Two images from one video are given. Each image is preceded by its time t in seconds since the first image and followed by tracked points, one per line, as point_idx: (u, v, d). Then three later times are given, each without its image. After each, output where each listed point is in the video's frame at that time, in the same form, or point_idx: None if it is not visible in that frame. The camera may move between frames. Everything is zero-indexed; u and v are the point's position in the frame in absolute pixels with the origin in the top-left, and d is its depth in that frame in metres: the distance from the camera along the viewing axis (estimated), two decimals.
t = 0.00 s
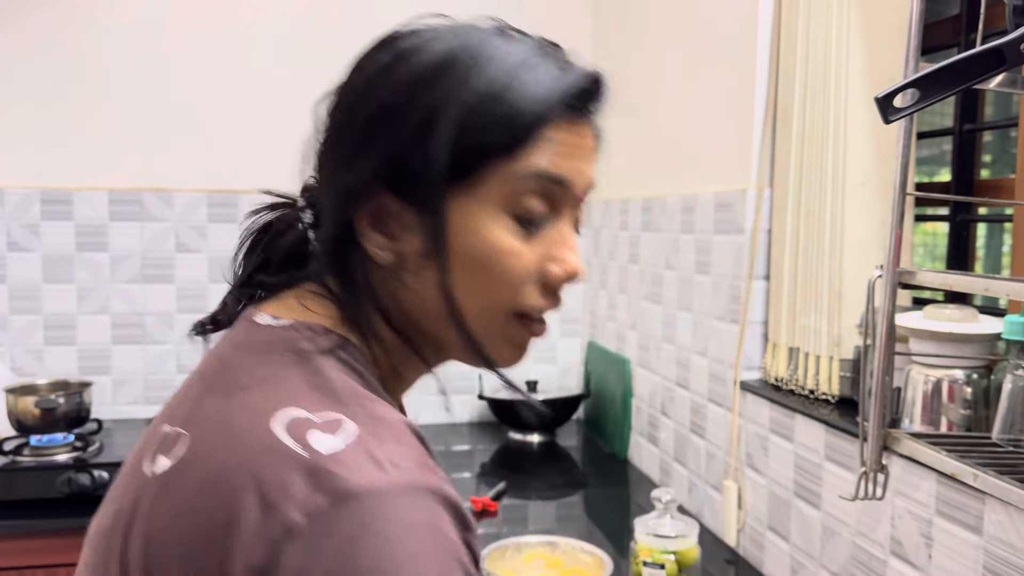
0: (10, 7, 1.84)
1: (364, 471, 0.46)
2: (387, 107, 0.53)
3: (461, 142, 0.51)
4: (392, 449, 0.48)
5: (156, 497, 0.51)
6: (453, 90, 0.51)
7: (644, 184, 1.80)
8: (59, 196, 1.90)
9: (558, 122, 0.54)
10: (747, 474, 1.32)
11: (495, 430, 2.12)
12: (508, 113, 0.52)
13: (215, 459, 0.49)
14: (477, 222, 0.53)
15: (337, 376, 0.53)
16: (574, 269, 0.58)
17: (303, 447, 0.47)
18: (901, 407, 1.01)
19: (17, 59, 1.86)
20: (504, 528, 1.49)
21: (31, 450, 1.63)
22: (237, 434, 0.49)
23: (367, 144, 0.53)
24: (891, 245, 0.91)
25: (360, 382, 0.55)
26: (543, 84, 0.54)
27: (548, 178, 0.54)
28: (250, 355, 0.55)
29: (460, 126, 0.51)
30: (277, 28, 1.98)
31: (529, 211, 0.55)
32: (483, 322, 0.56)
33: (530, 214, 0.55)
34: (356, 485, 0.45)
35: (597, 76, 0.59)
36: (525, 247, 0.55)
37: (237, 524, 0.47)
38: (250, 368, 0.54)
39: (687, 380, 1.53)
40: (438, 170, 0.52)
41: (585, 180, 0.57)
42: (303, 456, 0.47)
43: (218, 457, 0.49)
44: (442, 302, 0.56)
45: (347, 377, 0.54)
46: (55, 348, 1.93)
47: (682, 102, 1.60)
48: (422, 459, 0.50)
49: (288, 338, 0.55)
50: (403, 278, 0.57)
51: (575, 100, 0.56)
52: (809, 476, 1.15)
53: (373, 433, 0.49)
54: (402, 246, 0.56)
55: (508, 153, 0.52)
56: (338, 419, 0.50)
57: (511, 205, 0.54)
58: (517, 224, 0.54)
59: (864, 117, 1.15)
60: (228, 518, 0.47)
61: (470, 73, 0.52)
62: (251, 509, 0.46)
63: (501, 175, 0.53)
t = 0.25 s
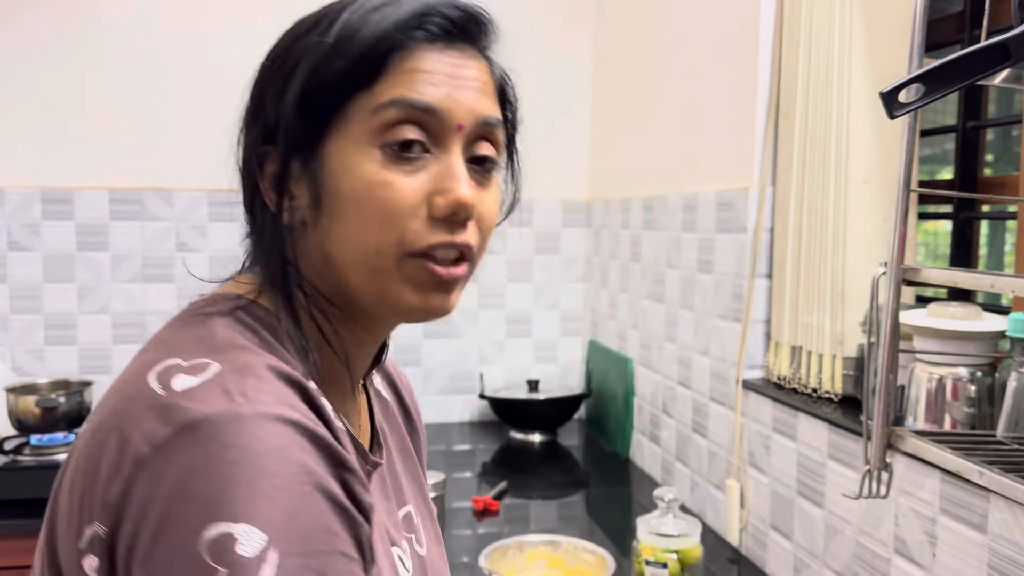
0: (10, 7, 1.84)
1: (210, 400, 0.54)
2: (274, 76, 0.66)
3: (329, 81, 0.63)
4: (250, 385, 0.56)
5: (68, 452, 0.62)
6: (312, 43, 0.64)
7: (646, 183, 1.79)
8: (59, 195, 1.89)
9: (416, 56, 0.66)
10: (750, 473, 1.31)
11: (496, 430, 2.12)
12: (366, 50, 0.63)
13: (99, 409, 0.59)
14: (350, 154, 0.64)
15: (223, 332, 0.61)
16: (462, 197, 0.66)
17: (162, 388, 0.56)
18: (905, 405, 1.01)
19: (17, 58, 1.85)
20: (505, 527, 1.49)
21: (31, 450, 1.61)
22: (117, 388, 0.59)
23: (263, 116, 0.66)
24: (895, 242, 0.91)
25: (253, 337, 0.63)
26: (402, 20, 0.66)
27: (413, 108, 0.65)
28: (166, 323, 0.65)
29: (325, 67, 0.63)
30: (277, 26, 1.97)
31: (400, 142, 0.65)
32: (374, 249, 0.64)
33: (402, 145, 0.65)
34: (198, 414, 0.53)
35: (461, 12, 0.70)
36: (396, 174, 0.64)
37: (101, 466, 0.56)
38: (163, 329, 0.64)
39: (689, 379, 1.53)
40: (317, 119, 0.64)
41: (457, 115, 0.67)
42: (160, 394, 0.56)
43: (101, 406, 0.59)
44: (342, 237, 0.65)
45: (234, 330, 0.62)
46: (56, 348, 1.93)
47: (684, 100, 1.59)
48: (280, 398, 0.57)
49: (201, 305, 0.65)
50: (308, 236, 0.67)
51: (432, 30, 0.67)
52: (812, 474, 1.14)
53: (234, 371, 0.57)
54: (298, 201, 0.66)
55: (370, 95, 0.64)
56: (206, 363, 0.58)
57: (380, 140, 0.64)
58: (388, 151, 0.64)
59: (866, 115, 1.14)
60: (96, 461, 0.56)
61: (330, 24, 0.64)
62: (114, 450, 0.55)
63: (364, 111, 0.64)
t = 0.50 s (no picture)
0: (16, 10, 1.84)
1: (176, 393, 0.56)
2: (250, 86, 0.68)
3: (304, 90, 0.66)
4: (216, 379, 0.58)
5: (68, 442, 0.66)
6: (278, 54, 0.66)
7: (652, 185, 1.79)
8: (65, 198, 1.90)
9: (383, 55, 0.67)
10: (758, 476, 1.31)
11: (502, 432, 2.12)
12: (335, 55, 0.66)
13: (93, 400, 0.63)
14: (325, 160, 0.66)
15: (204, 329, 0.64)
16: (438, 192, 0.67)
17: (136, 380, 0.58)
18: (916, 408, 1.01)
19: (24, 61, 1.86)
20: (512, 530, 1.48)
21: (38, 453, 1.59)
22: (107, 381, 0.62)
23: (243, 124, 0.69)
24: (907, 244, 0.90)
25: (234, 334, 0.65)
26: (370, 19, 0.67)
27: (383, 109, 0.67)
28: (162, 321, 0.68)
29: (298, 75, 0.65)
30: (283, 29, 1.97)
31: (374, 141, 0.67)
32: (356, 248, 0.67)
33: (375, 144, 0.67)
34: (161, 404, 0.55)
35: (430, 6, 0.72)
36: (371, 174, 0.66)
37: (83, 452, 0.59)
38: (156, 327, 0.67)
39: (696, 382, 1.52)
40: (294, 125, 0.67)
41: (430, 111, 0.69)
42: (133, 386, 0.58)
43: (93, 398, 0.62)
44: (327, 238, 0.67)
45: (213, 327, 0.64)
46: (62, 351, 1.93)
47: (690, 102, 1.59)
48: (247, 394, 0.59)
49: (195, 304, 0.69)
50: (297, 242, 0.70)
51: (398, 27, 0.69)
52: (821, 477, 1.14)
53: (202, 366, 0.59)
54: (283, 209, 0.70)
55: (339, 101, 0.66)
56: (184, 358, 0.60)
57: (352, 143, 0.66)
58: (363, 152, 0.67)
59: (875, 117, 1.14)
60: (82, 450, 0.60)
61: (300, 29, 0.67)
62: (94, 439, 0.58)
63: (337, 115, 0.66)
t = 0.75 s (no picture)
0: (21, 18, 1.85)
1: (186, 399, 0.57)
2: (253, 105, 0.69)
3: (306, 106, 0.66)
4: (226, 385, 0.59)
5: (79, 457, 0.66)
6: (279, 74, 0.67)
7: (654, 190, 1.79)
8: (69, 204, 1.90)
9: (382, 75, 0.68)
10: (762, 482, 1.31)
11: (505, 437, 2.12)
12: (335, 76, 0.66)
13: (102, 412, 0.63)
14: (328, 178, 0.67)
15: (213, 338, 0.64)
16: (438, 210, 0.68)
17: (147, 388, 0.59)
18: (919, 415, 1.01)
19: (28, 69, 1.86)
20: (516, 535, 1.49)
21: (43, 458, 1.61)
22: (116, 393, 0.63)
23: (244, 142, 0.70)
24: (909, 253, 0.91)
25: (241, 342, 0.65)
26: (366, 38, 0.68)
27: (385, 128, 0.67)
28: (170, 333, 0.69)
29: (298, 95, 0.66)
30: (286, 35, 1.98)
31: (376, 159, 0.68)
32: (359, 265, 0.68)
33: (376, 162, 0.68)
34: (172, 410, 0.56)
35: (428, 24, 0.72)
36: (373, 192, 0.67)
37: (97, 462, 0.59)
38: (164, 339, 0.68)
39: (699, 387, 1.53)
40: (295, 145, 0.67)
41: (430, 129, 0.69)
42: (144, 395, 0.59)
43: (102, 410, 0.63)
44: (329, 252, 0.68)
45: (221, 336, 0.65)
46: (66, 357, 1.94)
47: (692, 107, 1.59)
48: (256, 400, 0.60)
49: (203, 316, 0.69)
50: (302, 256, 0.71)
51: (397, 46, 0.69)
52: (824, 483, 1.14)
53: (213, 373, 0.60)
54: (287, 225, 0.70)
55: (339, 120, 0.67)
56: (194, 366, 0.61)
57: (354, 162, 0.67)
58: (365, 171, 0.67)
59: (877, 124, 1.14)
60: (92, 463, 0.60)
61: (299, 49, 0.67)
62: (104, 450, 0.58)
63: (339, 134, 0.67)
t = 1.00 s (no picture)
0: (21, 23, 1.86)
1: (195, 392, 0.57)
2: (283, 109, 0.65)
3: (346, 126, 0.63)
4: (233, 376, 0.60)
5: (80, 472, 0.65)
6: (316, 81, 0.64)
7: (654, 193, 1.79)
8: (70, 209, 1.91)
9: (428, 95, 0.66)
10: (763, 484, 1.31)
11: (506, 441, 2.12)
12: (379, 99, 0.64)
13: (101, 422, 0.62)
14: (365, 196, 0.64)
15: (213, 340, 0.65)
16: (472, 236, 0.68)
17: (153, 387, 0.59)
18: (919, 416, 1.01)
19: (29, 75, 1.87)
20: (516, 539, 1.49)
21: (44, 463, 1.62)
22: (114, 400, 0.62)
23: (269, 145, 0.66)
24: (908, 255, 0.91)
25: (240, 342, 0.65)
26: (408, 61, 0.65)
27: (426, 153, 0.65)
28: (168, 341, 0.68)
29: (339, 115, 0.63)
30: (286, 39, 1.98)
31: (413, 183, 0.66)
32: (390, 286, 0.67)
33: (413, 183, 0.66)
34: (183, 403, 0.56)
35: (466, 45, 0.70)
36: (410, 217, 0.66)
37: (105, 463, 0.59)
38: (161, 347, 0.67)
39: (700, 390, 1.53)
40: (329, 160, 0.64)
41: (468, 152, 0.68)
42: (150, 393, 0.59)
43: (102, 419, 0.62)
44: (357, 271, 0.67)
45: (222, 338, 0.65)
46: (67, 362, 1.94)
47: (693, 110, 1.59)
48: (262, 391, 0.60)
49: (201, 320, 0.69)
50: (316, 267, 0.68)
51: (439, 67, 0.67)
52: (825, 486, 1.14)
53: (218, 366, 0.61)
54: (307, 234, 0.67)
55: (380, 137, 0.64)
56: (195, 363, 0.61)
57: (392, 181, 0.65)
58: (402, 195, 0.65)
59: (876, 125, 1.15)
60: (99, 470, 0.60)
61: (340, 62, 0.64)
62: (112, 452, 0.58)
63: (378, 156, 0.64)
